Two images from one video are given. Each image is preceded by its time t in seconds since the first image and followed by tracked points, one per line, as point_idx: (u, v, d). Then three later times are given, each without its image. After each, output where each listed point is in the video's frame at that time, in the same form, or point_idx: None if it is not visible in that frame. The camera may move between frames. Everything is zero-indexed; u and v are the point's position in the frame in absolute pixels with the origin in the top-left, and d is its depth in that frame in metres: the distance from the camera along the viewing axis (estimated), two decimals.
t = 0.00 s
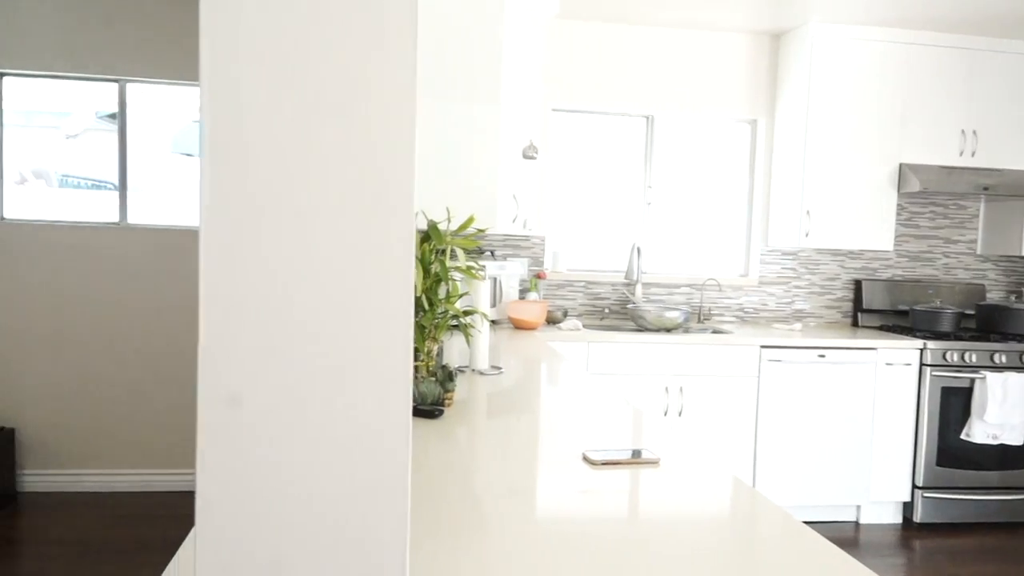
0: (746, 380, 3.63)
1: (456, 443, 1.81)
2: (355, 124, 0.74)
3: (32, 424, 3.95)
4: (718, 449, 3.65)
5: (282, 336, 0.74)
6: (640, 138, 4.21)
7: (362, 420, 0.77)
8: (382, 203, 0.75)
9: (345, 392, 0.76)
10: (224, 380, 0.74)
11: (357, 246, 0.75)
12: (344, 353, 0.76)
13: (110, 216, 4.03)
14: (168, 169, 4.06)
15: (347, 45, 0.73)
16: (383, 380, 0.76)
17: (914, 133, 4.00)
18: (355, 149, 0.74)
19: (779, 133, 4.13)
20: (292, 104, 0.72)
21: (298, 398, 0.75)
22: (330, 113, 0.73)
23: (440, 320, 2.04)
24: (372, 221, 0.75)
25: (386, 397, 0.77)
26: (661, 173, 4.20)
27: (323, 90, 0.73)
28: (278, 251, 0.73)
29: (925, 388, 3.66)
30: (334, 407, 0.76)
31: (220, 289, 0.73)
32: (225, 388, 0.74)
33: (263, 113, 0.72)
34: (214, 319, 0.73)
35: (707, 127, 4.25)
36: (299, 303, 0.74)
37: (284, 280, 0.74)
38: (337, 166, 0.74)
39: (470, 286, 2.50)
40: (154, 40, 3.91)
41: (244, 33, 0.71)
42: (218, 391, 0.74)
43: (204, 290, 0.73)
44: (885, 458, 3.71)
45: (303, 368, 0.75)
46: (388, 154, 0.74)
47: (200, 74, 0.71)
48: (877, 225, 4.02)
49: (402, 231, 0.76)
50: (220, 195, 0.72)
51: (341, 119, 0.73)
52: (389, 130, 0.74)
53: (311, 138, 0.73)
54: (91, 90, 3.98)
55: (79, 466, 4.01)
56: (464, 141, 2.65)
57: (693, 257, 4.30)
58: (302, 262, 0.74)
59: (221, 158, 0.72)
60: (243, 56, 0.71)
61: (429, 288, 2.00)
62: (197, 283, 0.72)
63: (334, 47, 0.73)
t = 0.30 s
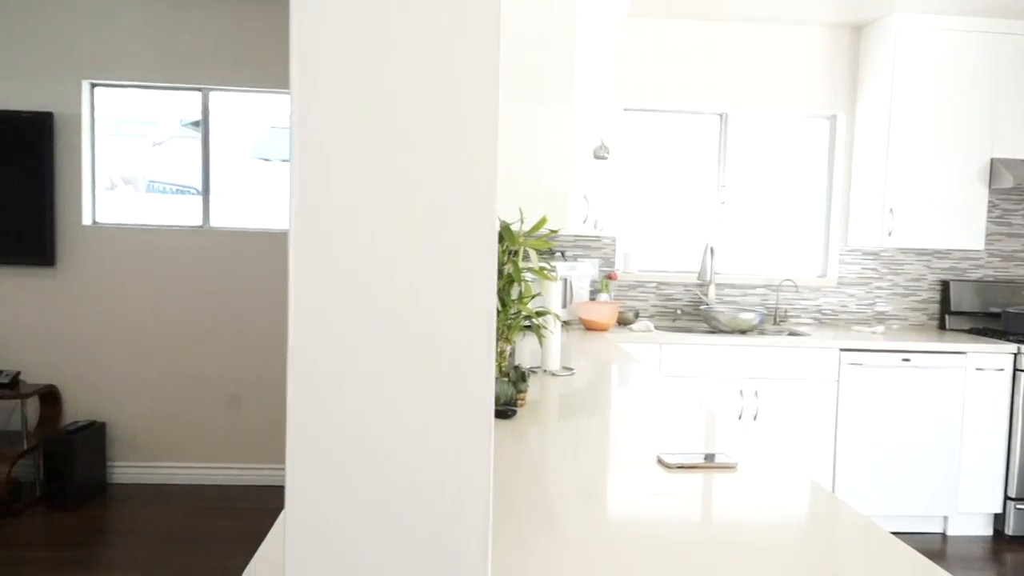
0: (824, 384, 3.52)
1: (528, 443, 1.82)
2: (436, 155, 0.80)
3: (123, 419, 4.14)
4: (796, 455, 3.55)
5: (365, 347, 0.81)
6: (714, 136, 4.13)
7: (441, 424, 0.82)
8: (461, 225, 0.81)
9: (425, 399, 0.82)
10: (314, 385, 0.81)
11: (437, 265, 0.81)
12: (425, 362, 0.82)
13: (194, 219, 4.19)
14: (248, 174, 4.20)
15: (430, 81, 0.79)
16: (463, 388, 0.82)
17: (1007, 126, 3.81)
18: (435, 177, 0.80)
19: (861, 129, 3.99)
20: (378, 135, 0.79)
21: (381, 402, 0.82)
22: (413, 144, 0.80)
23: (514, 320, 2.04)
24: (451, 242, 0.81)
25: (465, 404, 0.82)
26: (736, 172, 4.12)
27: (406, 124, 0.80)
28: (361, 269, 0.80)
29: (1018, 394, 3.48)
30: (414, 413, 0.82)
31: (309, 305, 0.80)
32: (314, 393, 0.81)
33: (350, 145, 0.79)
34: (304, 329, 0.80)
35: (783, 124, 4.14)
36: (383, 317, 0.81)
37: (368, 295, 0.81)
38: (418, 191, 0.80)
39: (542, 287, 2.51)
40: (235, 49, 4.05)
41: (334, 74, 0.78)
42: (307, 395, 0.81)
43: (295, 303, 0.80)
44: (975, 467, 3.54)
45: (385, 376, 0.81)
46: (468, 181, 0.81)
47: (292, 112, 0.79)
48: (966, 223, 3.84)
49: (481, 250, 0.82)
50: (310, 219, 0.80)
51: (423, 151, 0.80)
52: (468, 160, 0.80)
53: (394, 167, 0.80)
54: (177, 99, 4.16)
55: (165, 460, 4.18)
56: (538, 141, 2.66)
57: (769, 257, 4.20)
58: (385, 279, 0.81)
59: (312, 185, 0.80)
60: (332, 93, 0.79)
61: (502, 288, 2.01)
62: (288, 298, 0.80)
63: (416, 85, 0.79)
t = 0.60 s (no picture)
0: (912, 389, 3.38)
1: (604, 445, 1.80)
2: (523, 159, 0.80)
3: (209, 415, 4.31)
4: (881, 462, 3.42)
5: (454, 350, 0.82)
6: (794, 133, 4.03)
7: (530, 426, 0.83)
8: (549, 230, 0.81)
9: (513, 401, 0.82)
10: (402, 387, 0.82)
11: (525, 270, 0.81)
12: (512, 364, 0.82)
13: (276, 222, 4.32)
14: (326, 178, 4.31)
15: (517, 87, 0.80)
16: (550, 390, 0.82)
17: None
18: (523, 182, 0.81)
19: (951, 122, 3.81)
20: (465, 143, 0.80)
21: (469, 404, 0.82)
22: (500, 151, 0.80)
23: (588, 322, 2.02)
24: (539, 247, 0.81)
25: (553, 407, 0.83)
26: (816, 170, 4.00)
27: (493, 130, 0.80)
28: (449, 274, 0.81)
29: None
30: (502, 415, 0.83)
31: (397, 309, 0.82)
32: (402, 394, 0.82)
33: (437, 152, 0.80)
34: (393, 332, 0.82)
35: (867, 119, 3.99)
36: (470, 321, 0.82)
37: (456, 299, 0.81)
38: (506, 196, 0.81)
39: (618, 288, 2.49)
40: (315, 56, 4.16)
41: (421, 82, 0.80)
42: (395, 397, 0.82)
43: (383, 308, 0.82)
44: None
45: (472, 379, 0.82)
46: (555, 185, 0.81)
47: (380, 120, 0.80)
48: None
49: (567, 255, 0.82)
50: (398, 226, 0.81)
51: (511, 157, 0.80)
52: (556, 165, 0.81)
53: (481, 173, 0.80)
54: (259, 106, 4.30)
55: (248, 455, 4.32)
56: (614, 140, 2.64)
57: (852, 257, 4.06)
58: (473, 283, 0.81)
59: (400, 192, 0.81)
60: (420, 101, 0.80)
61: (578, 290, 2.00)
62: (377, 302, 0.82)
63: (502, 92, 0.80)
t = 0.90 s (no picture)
0: None
1: (701, 451, 1.76)
2: (629, 153, 0.80)
3: (310, 411, 4.47)
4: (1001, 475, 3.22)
5: (562, 347, 0.82)
6: (903, 127, 3.84)
7: (643, 430, 0.82)
8: (661, 229, 0.80)
9: (624, 403, 0.82)
10: (512, 386, 0.83)
11: (636, 269, 0.80)
12: (618, 363, 0.81)
13: (373, 225, 4.44)
14: (421, 181, 4.39)
15: (628, 86, 0.79)
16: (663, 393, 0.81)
17: None
18: (633, 181, 0.80)
19: None
20: (574, 142, 0.80)
21: (577, 403, 0.82)
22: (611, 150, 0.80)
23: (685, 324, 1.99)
24: (651, 246, 0.80)
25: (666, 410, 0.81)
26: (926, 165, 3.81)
27: (604, 130, 0.80)
28: (559, 274, 0.81)
29: None
30: (613, 418, 0.82)
31: (507, 309, 0.82)
32: (508, 389, 0.83)
33: (547, 153, 0.80)
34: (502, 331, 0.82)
35: (985, 110, 3.76)
36: (580, 321, 0.81)
37: (566, 298, 0.81)
38: (615, 194, 0.80)
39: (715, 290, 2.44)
40: (410, 62, 4.24)
41: (531, 83, 0.80)
42: (505, 396, 0.83)
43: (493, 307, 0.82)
44: None
45: (583, 379, 0.82)
46: (668, 184, 0.80)
47: (490, 122, 0.81)
48: None
49: (674, 252, 0.80)
50: (508, 226, 0.82)
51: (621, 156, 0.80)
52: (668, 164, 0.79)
53: (591, 173, 0.80)
54: (358, 112, 4.43)
55: (347, 450, 4.46)
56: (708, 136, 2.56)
57: (968, 257, 3.83)
58: (578, 280, 0.81)
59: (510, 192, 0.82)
60: (530, 102, 0.80)
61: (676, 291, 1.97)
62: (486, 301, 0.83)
63: (608, 86, 0.79)
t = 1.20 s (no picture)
0: None
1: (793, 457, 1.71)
2: (733, 145, 0.82)
3: (397, 409, 4.57)
4: None
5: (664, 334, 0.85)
6: (1014, 119, 3.63)
7: (741, 421, 0.84)
8: (761, 222, 0.82)
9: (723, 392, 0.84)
10: (609, 375, 0.86)
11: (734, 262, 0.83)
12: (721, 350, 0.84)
13: (459, 227, 4.49)
14: (506, 183, 4.42)
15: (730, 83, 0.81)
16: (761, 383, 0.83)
17: None
18: (731, 176, 0.82)
19: None
20: (670, 140, 0.83)
21: (679, 388, 0.85)
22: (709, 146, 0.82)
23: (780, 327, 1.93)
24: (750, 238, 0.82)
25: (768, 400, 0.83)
26: None
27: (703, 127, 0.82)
28: (660, 262, 0.84)
29: None
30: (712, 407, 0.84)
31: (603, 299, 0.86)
32: (611, 373, 0.86)
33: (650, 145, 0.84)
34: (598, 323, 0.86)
35: None
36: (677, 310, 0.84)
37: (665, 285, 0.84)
38: (718, 185, 0.83)
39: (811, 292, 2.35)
40: (495, 65, 4.27)
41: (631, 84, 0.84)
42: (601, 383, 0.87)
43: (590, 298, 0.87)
44: None
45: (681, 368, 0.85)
46: (767, 178, 0.81)
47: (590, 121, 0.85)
48: None
49: (777, 241, 0.82)
50: (605, 218, 0.85)
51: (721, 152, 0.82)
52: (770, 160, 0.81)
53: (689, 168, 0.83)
54: (444, 116, 4.49)
55: (432, 448, 4.53)
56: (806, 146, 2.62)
57: None
58: (681, 268, 0.84)
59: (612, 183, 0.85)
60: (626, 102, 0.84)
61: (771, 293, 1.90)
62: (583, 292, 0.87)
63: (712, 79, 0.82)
